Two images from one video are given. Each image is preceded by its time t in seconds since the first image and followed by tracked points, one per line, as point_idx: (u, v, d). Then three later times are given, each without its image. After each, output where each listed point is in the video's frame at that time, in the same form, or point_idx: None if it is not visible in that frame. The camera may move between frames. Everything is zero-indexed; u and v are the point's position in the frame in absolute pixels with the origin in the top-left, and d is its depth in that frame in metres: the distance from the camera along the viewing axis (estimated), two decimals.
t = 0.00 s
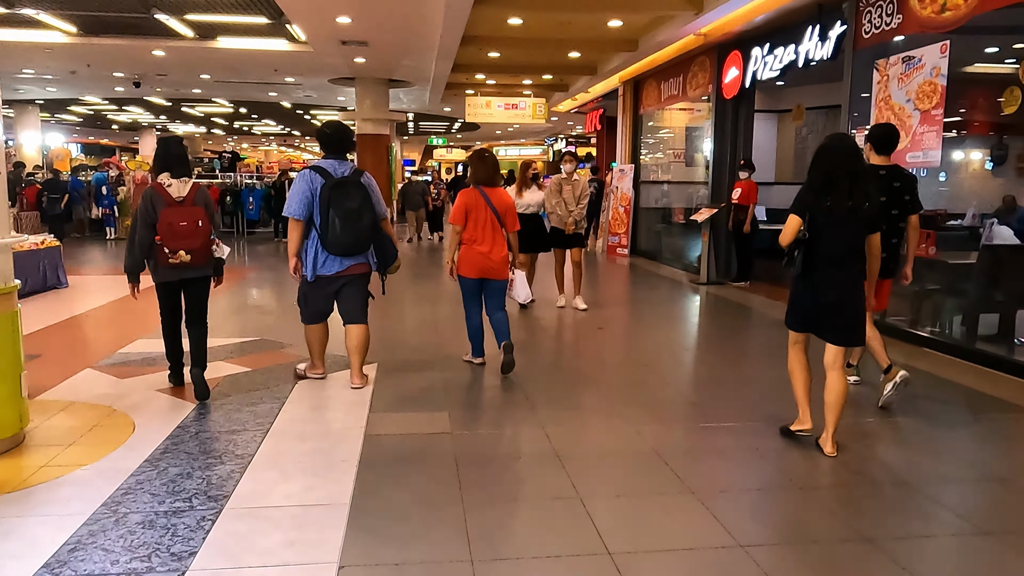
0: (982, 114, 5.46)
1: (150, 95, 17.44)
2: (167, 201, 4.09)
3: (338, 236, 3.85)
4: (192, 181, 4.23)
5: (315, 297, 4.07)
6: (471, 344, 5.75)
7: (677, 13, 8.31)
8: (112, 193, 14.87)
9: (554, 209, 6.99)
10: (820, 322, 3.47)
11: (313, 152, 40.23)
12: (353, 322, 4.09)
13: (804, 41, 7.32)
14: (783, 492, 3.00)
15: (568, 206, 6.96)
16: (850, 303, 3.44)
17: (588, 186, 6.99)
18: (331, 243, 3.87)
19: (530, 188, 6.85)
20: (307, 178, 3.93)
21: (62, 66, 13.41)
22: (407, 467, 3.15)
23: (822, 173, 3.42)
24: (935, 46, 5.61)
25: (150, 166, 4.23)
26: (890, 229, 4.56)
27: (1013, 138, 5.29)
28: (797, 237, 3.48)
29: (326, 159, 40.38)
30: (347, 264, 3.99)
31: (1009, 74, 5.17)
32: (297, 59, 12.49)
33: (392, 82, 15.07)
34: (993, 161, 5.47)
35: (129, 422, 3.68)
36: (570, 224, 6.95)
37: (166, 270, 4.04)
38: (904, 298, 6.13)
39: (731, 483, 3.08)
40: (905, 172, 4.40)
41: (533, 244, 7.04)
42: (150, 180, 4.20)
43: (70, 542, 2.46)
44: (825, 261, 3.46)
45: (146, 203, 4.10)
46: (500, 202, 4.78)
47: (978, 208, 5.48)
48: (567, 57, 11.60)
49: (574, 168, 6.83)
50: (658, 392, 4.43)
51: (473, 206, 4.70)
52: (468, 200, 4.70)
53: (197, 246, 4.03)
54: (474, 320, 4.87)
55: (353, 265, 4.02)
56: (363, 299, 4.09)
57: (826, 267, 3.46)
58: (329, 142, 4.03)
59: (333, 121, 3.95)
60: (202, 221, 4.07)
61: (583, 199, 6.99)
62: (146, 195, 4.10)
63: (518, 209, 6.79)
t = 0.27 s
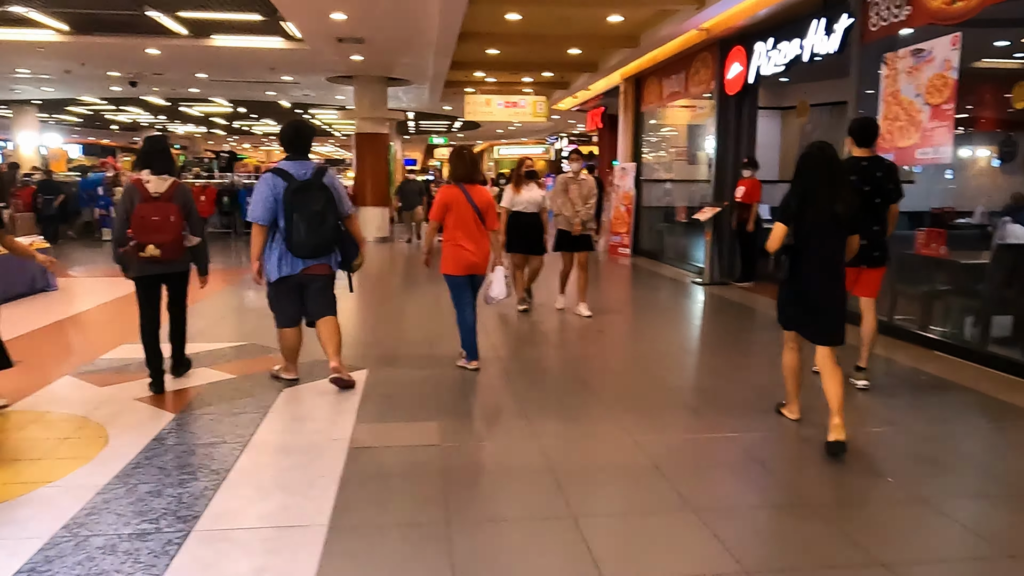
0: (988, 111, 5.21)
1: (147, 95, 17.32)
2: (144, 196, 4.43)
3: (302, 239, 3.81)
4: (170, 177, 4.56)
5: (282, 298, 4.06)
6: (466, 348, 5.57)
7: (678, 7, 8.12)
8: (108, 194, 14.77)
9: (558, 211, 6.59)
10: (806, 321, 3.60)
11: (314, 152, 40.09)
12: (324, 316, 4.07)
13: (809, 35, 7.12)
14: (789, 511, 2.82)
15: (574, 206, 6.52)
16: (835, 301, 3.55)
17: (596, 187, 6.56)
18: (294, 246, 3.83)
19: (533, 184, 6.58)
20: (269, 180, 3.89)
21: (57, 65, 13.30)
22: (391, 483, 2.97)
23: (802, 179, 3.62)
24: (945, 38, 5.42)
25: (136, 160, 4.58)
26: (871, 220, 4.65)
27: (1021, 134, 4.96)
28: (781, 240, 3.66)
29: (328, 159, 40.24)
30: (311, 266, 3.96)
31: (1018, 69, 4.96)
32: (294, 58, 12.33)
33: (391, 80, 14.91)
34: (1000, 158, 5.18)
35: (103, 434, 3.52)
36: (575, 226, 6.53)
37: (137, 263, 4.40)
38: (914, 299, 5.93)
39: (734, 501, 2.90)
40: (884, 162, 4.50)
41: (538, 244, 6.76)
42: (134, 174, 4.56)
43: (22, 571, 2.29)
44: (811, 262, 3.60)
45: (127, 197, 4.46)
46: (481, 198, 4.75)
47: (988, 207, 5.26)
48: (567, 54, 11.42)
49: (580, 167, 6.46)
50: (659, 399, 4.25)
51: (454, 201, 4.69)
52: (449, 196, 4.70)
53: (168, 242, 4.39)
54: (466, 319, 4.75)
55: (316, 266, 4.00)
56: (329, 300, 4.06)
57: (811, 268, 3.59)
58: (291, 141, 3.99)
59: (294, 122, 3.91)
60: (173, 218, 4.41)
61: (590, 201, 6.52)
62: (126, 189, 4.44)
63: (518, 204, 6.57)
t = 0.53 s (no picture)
0: (991, 109, 5.05)
1: (144, 94, 17.15)
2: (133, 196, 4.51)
3: (269, 231, 3.96)
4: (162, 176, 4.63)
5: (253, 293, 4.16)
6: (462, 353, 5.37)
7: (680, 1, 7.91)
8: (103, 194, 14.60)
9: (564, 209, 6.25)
10: (795, 306, 3.74)
11: (315, 152, 39.91)
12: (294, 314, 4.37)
13: (816, 29, 6.91)
14: (804, 530, 2.62)
15: (581, 205, 6.22)
16: (818, 286, 3.76)
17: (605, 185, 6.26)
18: (262, 238, 3.98)
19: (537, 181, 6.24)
20: (237, 176, 4.04)
21: (51, 64, 13.13)
22: (376, 500, 2.77)
23: (787, 169, 3.82)
24: (961, 28, 5.18)
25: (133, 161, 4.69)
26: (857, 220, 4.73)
27: None
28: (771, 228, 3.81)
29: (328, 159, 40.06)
30: (279, 259, 4.08)
31: None
32: (290, 56, 12.14)
33: (389, 79, 14.72)
34: (1007, 158, 4.97)
35: (73, 446, 3.32)
36: (582, 225, 6.17)
37: (123, 261, 4.46)
38: (926, 300, 5.74)
39: (744, 517, 2.70)
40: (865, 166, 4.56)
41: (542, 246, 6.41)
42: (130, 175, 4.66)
43: None
44: (795, 249, 3.78)
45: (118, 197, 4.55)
46: (464, 199, 4.86)
47: (995, 207, 5.06)
48: (568, 51, 11.22)
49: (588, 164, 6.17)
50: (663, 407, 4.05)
51: (437, 200, 4.82)
52: (433, 195, 4.82)
53: (150, 240, 4.43)
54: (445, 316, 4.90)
55: (286, 260, 4.12)
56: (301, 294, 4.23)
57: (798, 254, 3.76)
58: (260, 138, 4.14)
59: (262, 118, 4.07)
60: (158, 216, 4.46)
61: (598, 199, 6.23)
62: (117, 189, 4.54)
63: (521, 203, 6.21)
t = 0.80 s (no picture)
0: (1001, 106, 4.87)
1: (139, 93, 16.96)
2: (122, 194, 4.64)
3: (246, 233, 3.94)
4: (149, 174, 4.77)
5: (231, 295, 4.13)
6: (458, 358, 5.18)
7: None
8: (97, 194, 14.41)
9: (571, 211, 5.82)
10: (790, 302, 3.94)
11: (313, 152, 39.71)
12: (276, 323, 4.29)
13: (822, 22, 6.71)
14: (824, 555, 2.42)
15: (587, 207, 5.85)
16: (809, 283, 3.97)
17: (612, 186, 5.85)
18: (240, 242, 3.95)
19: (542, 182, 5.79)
20: (216, 179, 4.03)
21: (43, 62, 12.95)
22: (363, 522, 2.58)
23: (778, 175, 3.98)
24: (975, 21, 4.99)
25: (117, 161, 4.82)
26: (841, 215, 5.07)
27: None
28: (763, 229, 4.00)
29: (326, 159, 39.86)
30: (259, 262, 4.04)
31: None
32: (285, 53, 11.95)
33: (386, 77, 14.53)
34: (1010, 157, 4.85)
35: (43, 462, 3.12)
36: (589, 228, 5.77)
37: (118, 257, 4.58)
38: (937, 302, 5.55)
39: (758, 540, 2.52)
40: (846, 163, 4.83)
41: (544, 251, 5.94)
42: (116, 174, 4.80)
43: None
44: (788, 248, 3.95)
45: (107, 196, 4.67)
46: (449, 195, 4.93)
47: (1005, 205, 4.96)
48: (567, 47, 11.03)
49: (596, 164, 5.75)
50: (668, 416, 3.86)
51: (423, 195, 4.84)
52: (418, 190, 4.84)
53: (143, 235, 4.55)
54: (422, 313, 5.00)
55: (266, 263, 4.08)
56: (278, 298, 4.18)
57: (790, 255, 3.95)
58: (242, 140, 4.12)
59: (242, 120, 4.05)
60: (149, 212, 4.59)
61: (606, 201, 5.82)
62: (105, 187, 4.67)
63: (525, 205, 5.75)
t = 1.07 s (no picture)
0: (1016, 105, 4.69)
1: (136, 92, 16.78)
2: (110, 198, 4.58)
3: (234, 232, 4.02)
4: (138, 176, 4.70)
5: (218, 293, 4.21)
6: (455, 366, 4.99)
7: None
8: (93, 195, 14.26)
9: (578, 212, 5.44)
10: (790, 298, 4.09)
11: (314, 152, 39.58)
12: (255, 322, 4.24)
13: (832, 18, 6.51)
14: None
15: (596, 207, 5.42)
16: (804, 279, 4.13)
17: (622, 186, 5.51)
18: (227, 240, 4.03)
19: (549, 181, 5.47)
20: (202, 176, 4.09)
21: (38, 61, 12.80)
22: (346, 553, 2.38)
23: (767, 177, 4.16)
24: (994, 15, 4.79)
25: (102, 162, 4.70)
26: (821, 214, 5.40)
27: None
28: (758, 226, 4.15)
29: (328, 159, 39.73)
30: (246, 260, 4.13)
31: None
32: (283, 51, 11.77)
33: (386, 75, 14.36)
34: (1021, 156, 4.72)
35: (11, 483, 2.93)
36: (599, 230, 5.42)
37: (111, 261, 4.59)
38: (952, 308, 5.36)
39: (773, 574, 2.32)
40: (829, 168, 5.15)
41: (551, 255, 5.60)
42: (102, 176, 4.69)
43: None
44: (781, 246, 4.13)
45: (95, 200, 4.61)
46: (427, 202, 4.91)
47: (1019, 204, 4.83)
48: (569, 45, 10.84)
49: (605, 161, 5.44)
50: (674, 431, 3.67)
51: (400, 203, 4.84)
52: (396, 198, 4.84)
53: (135, 240, 4.54)
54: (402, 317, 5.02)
55: (252, 260, 4.16)
56: (262, 296, 4.21)
57: (782, 251, 4.12)
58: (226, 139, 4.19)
59: (226, 119, 4.10)
60: (139, 216, 4.56)
61: (616, 201, 5.45)
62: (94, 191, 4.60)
63: (532, 204, 5.45)
